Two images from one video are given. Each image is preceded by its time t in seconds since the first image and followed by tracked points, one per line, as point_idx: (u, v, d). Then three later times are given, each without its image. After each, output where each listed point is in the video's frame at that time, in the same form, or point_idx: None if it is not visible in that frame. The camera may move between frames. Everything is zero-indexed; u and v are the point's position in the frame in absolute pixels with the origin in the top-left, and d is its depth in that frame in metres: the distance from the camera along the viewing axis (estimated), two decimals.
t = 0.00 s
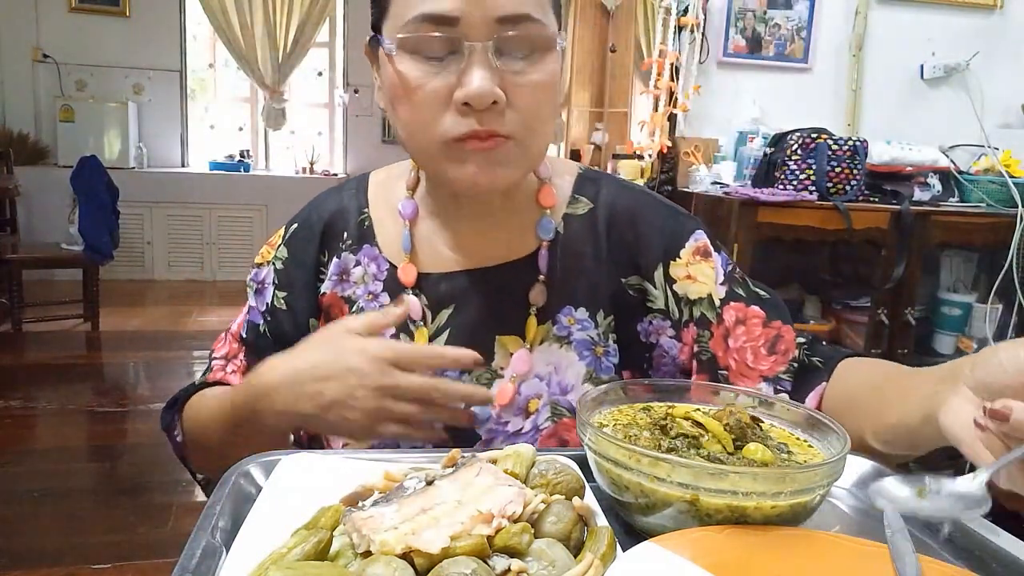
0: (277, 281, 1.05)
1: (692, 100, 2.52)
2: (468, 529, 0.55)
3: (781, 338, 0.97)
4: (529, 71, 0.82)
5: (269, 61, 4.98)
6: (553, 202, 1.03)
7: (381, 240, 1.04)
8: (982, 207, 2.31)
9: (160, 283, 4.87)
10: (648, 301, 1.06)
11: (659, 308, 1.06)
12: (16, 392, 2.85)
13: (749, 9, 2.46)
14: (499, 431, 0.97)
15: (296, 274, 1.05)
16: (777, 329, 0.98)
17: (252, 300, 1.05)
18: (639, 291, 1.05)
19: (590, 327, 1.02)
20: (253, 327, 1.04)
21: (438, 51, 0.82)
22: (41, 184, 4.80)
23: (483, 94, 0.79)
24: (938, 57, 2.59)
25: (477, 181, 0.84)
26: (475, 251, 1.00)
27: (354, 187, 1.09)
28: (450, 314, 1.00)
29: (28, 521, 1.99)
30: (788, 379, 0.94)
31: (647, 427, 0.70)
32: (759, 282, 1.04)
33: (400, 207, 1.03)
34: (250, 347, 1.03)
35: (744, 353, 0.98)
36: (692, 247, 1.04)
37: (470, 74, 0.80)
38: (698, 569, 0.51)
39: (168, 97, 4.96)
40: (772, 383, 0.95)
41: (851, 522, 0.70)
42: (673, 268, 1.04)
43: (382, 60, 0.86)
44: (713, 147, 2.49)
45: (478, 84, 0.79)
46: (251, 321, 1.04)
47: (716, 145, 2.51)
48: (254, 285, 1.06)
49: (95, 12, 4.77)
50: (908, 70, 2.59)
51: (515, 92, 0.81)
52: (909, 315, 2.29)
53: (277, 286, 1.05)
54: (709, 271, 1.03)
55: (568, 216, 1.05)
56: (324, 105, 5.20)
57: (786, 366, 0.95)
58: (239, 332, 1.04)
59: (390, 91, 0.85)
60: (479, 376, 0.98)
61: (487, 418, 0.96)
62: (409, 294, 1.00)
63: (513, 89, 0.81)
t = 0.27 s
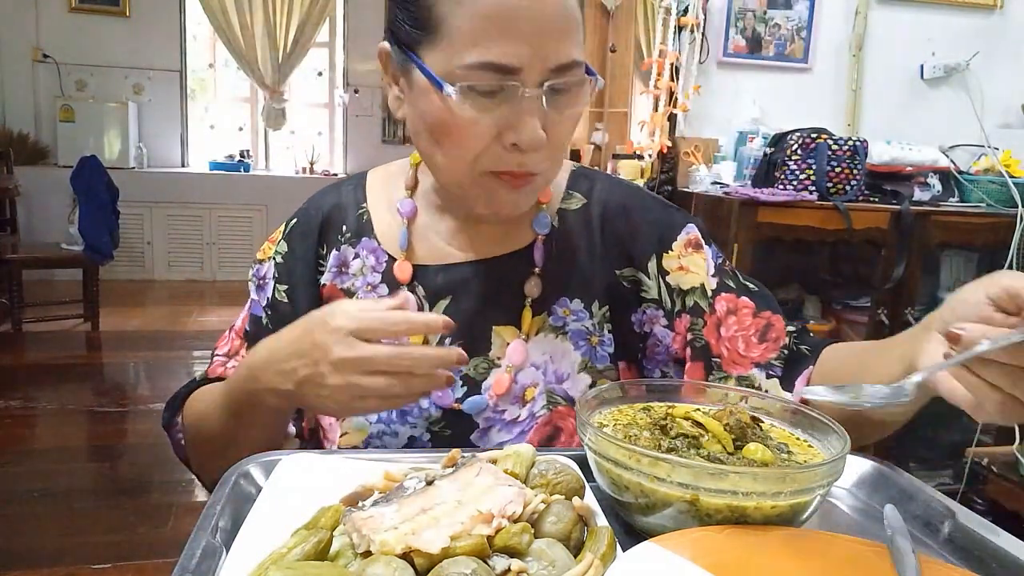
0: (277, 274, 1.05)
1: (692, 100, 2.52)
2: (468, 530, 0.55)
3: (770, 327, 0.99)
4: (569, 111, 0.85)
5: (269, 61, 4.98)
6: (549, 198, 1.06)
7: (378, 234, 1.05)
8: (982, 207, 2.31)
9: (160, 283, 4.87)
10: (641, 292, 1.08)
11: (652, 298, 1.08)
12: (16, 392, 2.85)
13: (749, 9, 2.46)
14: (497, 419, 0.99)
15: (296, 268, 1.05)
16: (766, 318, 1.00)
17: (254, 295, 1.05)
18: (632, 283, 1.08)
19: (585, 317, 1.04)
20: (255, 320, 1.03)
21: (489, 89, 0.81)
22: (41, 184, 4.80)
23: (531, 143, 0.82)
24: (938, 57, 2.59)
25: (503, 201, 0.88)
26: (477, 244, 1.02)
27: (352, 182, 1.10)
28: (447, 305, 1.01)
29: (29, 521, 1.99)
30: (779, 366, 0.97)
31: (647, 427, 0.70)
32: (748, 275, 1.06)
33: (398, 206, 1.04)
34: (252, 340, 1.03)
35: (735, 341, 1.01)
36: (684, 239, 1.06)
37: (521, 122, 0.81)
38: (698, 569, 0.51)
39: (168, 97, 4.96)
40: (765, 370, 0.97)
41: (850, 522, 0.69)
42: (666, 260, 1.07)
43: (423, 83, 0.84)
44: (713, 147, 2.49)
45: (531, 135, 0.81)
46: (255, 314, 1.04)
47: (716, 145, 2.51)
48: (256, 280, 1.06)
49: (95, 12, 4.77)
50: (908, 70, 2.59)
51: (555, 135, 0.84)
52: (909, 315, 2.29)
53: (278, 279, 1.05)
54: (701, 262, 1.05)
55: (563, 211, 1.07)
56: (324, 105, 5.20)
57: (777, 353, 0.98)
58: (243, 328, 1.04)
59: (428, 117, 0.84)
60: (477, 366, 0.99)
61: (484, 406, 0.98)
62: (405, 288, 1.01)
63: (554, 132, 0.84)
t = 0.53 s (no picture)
0: (283, 273, 1.04)
1: (692, 100, 2.52)
2: (468, 530, 0.55)
3: (772, 324, 1.03)
4: (583, 113, 0.86)
5: (269, 61, 4.99)
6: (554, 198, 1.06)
7: (384, 232, 1.06)
8: (982, 207, 2.31)
9: (160, 283, 4.87)
10: (647, 292, 1.09)
11: (658, 297, 1.09)
12: (16, 392, 2.85)
13: (749, 10, 2.46)
14: (504, 417, 1.00)
15: (302, 266, 1.05)
16: (767, 315, 1.04)
17: (260, 294, 1.04)
18: (638, 283, 1.09)
19: (590, 317, 1.05)
20: (263, 320, 1.02)
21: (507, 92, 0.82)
22: (42, 184, 4.80)
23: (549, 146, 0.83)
24: (938, 58, 2.59)
25: (520, 200, 0.90)
26: (487, 242, 1.03)
27: (355, 181, 1.11)
28: (454, 303, 1.02)
29: (29, 521, 1.99)
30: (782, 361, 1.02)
31: (647, 427, 0.70)
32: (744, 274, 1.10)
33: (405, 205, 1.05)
34: (261, 340, 1.01)
35: (739, 340, 1.04)
36: (688, 239, 1.08)
37: (538, 125, 0.83)
38: (698, 570, 0.51)
39: (168, 97, 4.96)
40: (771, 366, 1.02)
41: (849, 522, 0.69)
42: (671, 260, 1.09)
43: (440, 86, 0.85)
44: (713, 148, 2.49)
45: (548, 137, 0.83)
46: (265, 314, 1.02)
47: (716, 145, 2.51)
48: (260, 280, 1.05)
49: (95, 12, 4.77)
50: (908, 70, 2.59)
51: (571, 137, 0.86)
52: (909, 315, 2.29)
53: (283, 278, 1.04)
54: (705, 262, 1.08)
55: (568, 211, 1.08)
56: (324, 105, 5.20)
57: (780, 349, 1.02)
58: (252, 329, 1.01)
59: (445, 120, 0.86)
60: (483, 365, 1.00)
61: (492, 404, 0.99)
62: (411, 288, 1.02)
63: (570, 133, 0.86)
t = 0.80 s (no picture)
0: (286, 270, 1.04)
1: (692, 100, 2.52)
2: (468, 530, 0.55)
3: (777, 313, 1.05)
4: (593, 115, 0.86)
5: (269, 61, 4.99)
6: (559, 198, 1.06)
7: (388, 229, 1.06)
8: (982, 207, 2.31)
9: (160, 283, 4.88)
10: (651, 290, 1.10)
11: (664, 294, 1.10)
12: (16, 392, 2.85)
13: (749, 10, 2.46)
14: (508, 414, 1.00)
15: (306, 263, 1.05)
16: (771, 305, 1.06)
17: (263, 292, 1.03)
18: (643, 281, 1.10)
19: (595, 315, 1.06)
20: (268, 317, 1.01)
21: (517, 95, 0.82)
22: (41, 184, 4.80)
23: (558, 147, 0.84)
24: (938, 58, 2.59)
25: (529, 202, 0.91)
26: (492, 241, 1.03)
27: (358, 178, 1.11)
28: (459, 302, 1.02)
29: (28, 521, 1.99)
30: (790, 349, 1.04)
31: (647, 427, 0.70)
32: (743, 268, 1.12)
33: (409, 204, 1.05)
34: (265, 338, 1.00)
35: (745, 330, 1.06)
36: (693, 235, 1.09)
37: (547, 128, 0.83)
38: (698, 570, 0.51)
39: (168, 97, 4.96)
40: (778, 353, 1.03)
41: (849, 521, 0.69)
42: (675, 256, 1.10)
43: (450, 89, 0.85)
44: (713, 148, 2.49)
45: (557, 141, 0.83)
46: (270, 311, 1.02)
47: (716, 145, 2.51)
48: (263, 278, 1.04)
49: (95, 12, 4.77)
50: (909, 70, 2.59)
51: (580, 138, 0.86)
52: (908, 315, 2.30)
53: (287, 275, 1.04)
54: (710, 256, 1.10)
55: (572, 210, 1.08)
56: (324, 105, 5.21)
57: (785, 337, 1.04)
58: (255, 326, 1.01)
59: (454, 121, 0.86)
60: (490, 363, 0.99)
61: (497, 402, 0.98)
62: (416, 286, 1.02)
63: (580, 135, 0.86)
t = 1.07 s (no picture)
0: (299, 257, 1.03)
1: (692, 99, 2.52)
2: (468, 530, 0.55)
3: (780, 313, 1.05)
4: (594, 112, 0.86)
5: (269, 61, 4.99)
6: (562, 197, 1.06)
7: (394, 223, 1.06)
8: (982, 207, 2.31)
9: (160, 283, 4.88)
10: (653, 289, 1.10)
11: (666, 294, 1.09)
12: (16, 392, 2.85)
13: (749, 9, 2.47)
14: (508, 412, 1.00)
15: (319, 250, 1.04)
16: (775, 304, 1.06)
17: (276, 280, 1.02)
18: (644, 281, 1.09)
19: (596, 315, 1.06)
20: (286, 304, 1.01)
21: (516, 91, 0.82)
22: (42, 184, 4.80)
23: (558, 142, 0.84)
24: (939, 58, 2.59)
25: (530, 198, 0.91)
26: (494, 239, 1.04)
27: (364, 173, 1.11)
28: (462, 299, 1.03)
29: (28, 521, 1.99)
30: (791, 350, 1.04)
31: (647, 427, 0.70)
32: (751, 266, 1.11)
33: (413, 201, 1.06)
34: (283, 325, 0.99)
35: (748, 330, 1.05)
36: (696, 235, 1.09)
37: (547, 123, 0.83)
38: (698, 570, 0.51)
39: (168, 97, 4.96)
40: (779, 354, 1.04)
41: (848, 522, 0.69)
42: (678, 256, 1.09)
43: (446, 85, 0.85)
44: (713, 148, 2.50)
45: (556, 136, 0.83)
46: (292, 297, 1.01)
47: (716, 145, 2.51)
48: (273, 267, 1.03)
49: (95, 12, 4.77)
50: (909, 70, 2.59)
51: (580, 134, 0.86)
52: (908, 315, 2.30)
53: (301, 263, 1.03)
54: (713, 257, 1.09)
55: (574, 210, 1.08)
56: (324, 105, 5.21)
57: (787, 337, 1.04)
58: (272, 313, 1.00)
59: (453, 116, 0.86)
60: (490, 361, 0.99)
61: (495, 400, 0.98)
62: (421, 284, 1.02)
63: (580, 130, 0.86)
